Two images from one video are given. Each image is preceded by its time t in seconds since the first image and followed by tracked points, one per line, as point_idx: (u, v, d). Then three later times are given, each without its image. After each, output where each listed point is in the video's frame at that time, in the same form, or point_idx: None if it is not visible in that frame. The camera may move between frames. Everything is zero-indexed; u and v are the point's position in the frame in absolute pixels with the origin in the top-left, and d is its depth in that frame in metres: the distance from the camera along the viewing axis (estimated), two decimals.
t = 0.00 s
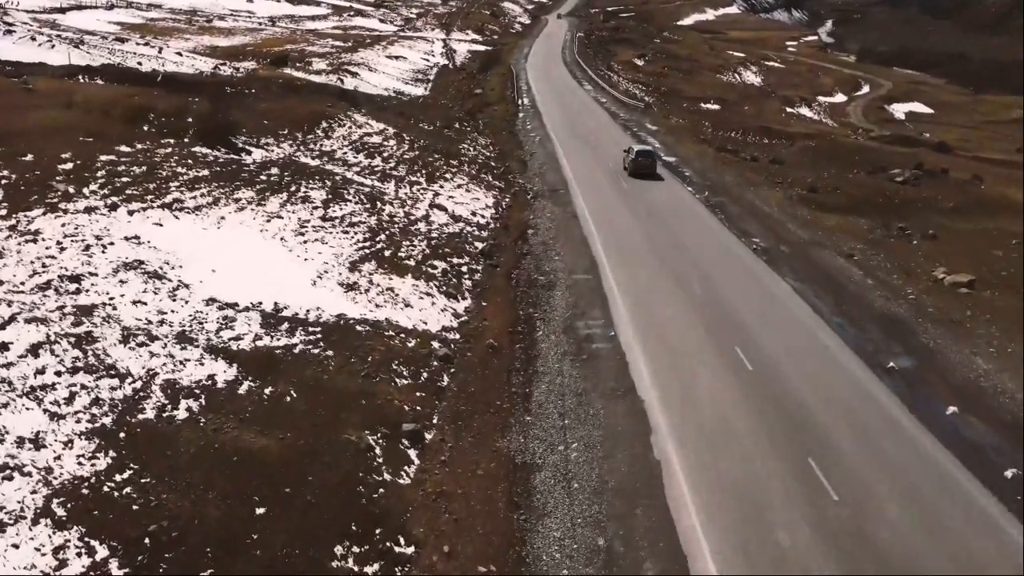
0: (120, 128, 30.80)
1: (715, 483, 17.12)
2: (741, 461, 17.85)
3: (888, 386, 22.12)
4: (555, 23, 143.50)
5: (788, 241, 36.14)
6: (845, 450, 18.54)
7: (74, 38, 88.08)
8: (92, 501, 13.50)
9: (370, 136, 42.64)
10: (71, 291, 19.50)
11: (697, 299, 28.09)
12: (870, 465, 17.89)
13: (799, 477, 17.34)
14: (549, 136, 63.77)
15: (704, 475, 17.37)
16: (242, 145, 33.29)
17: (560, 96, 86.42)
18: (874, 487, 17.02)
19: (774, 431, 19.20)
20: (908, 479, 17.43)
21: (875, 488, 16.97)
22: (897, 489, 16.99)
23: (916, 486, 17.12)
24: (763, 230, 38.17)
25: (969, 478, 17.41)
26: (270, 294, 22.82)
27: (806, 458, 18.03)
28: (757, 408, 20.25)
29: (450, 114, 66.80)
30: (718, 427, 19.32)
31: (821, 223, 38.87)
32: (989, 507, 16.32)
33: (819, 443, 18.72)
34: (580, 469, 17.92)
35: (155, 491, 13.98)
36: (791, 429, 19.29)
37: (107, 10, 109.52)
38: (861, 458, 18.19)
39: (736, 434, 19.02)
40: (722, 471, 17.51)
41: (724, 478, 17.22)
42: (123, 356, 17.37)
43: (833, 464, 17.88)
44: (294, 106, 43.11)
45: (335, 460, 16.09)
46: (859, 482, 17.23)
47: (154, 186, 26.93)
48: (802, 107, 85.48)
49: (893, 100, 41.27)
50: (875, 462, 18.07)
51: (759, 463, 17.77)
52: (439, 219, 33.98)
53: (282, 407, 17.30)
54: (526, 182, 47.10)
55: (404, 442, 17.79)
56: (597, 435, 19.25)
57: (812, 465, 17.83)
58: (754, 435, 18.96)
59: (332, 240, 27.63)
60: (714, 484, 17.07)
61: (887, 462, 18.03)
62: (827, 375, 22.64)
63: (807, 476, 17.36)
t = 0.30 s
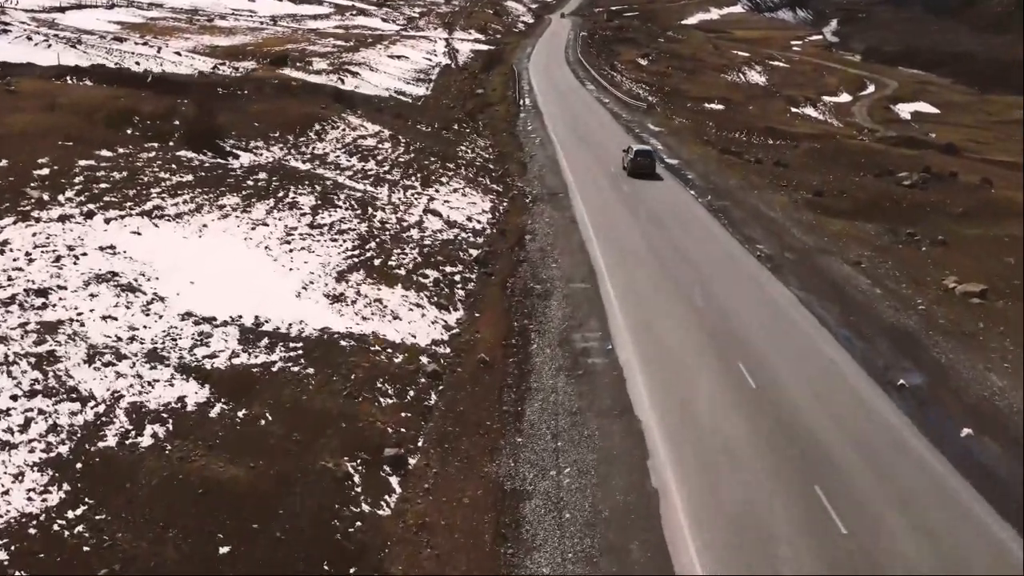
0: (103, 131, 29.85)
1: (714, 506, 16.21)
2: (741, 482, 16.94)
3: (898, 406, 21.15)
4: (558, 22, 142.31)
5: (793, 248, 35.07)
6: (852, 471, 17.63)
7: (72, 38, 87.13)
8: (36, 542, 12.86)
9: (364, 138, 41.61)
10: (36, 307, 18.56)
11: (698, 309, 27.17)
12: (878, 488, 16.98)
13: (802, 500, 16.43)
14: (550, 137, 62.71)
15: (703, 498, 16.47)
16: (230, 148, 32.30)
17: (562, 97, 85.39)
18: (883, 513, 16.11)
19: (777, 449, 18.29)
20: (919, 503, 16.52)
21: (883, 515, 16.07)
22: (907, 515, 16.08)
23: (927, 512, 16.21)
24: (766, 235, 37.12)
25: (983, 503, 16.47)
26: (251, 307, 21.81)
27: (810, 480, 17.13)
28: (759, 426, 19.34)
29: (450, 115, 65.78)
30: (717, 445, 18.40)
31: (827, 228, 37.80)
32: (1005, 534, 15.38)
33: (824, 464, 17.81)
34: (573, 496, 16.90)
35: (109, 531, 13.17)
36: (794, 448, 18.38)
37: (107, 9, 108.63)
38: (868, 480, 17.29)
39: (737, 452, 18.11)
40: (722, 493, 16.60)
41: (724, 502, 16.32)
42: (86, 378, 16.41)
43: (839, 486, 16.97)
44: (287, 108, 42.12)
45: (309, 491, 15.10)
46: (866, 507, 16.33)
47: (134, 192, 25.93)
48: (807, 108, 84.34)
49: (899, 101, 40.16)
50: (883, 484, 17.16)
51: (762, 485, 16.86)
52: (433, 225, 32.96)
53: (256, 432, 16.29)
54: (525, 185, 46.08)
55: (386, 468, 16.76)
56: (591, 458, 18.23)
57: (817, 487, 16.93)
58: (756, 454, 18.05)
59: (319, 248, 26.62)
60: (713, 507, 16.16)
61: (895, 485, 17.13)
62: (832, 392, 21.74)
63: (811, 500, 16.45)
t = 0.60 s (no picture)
0: (84, 136, 28.91)
1: (712, 530, 15.44)
2: (741, 504, 16.16)
3: (908, 427, 20.22)
4: (562, 22, 141.42)
5: (798, 256, 34.02)
6: (857, 494, 16.84)
7: (71, 38, 86.34)
8: None
9: (358, 141, 40.63)
10: None
11: (698, 317, 26.34)
12: (884, 514, 16.20)
13: (805, 525, 15.67)
14: (551, 139, 61.68)
15: (700, 521, 15.71)
16: (216, 153, 31.31)
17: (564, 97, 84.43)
18: (890, 543, 15.33)
19: (779, 468, 17.51)
20: (927, 533, 15.74)
21: (891, 544, 15.30)
22: (915, 545, 15.31)
23: (935, 543, 15.44)
24: (770, 243, 36.05)
25: (995, 534, 15.64)
26: (230, 322, 20.79)
27: (814, 503, 16.35)
28: (760, 443, 18.55)
29: (449, 117, 64.75)
30: (717, 464, 17.61)
31: (833, 235, 36.72)
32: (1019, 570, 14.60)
33: (828, 486, 17.02)
34: (563, 528, 15.89)
35: None
36: (797, 467, 17.59)
37: (107, 9, 107.82)
38: (874, 504, 16.51)
39: (737, 471, 17.31)
40: (721, 515, 15.83)
41: (723, 525, 15.55)
42: (44, 403, 15.50)
43: (843, 510, 16.20)
44: (279, 111, 41.13)
45: (277, 528, 14.12)
46: (872, 534, 15.55)
47: (112, 199, 24.99)
48: (812, 108, 83.37)
49: (906, 102, 39.05)
50: (890, 510, 16.39)
51: (762, 507, 16.09)
52: (426, 232, 31.97)
53: (224, 462, 15.31)
54: (523, 189, 45.10)
55: (364, 499, 15.76)
56: (584, 485, 17.23)
57: (820, 511, 16.16)
58: (757, 473, 17.26)
59: (305, 258, 25.60)
60: (712, 532, 15.39)
61: (902, 512, 16.34)
62: (836, 407, 20.92)
63: (814, 524, 15.68)
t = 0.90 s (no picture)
0: (62, 141, 27.96)
1: (703, 549, 14.98)
2: (732, 521, 15.68)
3: (920, 448, 19.16)
4: (564, 21, 140.44)
5: (803, 264, 32.97)
6: (853, 508, 16.32)
7: (68, 38, 85.42)
8: None
9: (351, 144, 39.61)
10: None
11: (696, 325, 25.78)
12: (881, 529, 15.69)
13: (797, 542, 15.19)
14: (551, 142, 60.64)
15: (690, 539, 15.24)
16: (201, 158, 30.30)
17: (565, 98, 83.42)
18: (885, 560, 14.82)
19: (774, 483, 17.00)
20: (925, 549, 15.23)
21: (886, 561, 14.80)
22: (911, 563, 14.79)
23: (932, 560, 14.91)
24: (774, 250, 34.98)
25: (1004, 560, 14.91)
26: (205, 339, 19.78)
27: (807, 518, 15.86)
28: (755, 456, 18.05)
29: (449, 119, 63.72)
30: (709, 479, 17.13)
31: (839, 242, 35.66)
32: None
33: (823, 500, 16.53)
34: (552, 565, 14.84)
35: None
36: (791, 481, 17.11)
37: (107, 9, 107.03)
38: (869, 519, 15.99)
39: (730, 487, 16.81)
40: (711, 533, 15.37)
41: (713, 544, 15.08)
42: None
43: (838, 525, 15.71)
44: (271, 114, 40.12)
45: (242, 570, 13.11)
46: (867, 552, 15.05)
47: (87, 207, 24.01)
48: (816, 109, 82.30)
49: (912, 102, 37.97)
50: (886, 525, 15.87)
51: (754, 524, 15.62)
52: (418, 240, 30.94)
53: (188, 495, 14.31)
54: (521, 193, 44.08)
55: (338, 534, 14.73)
56: (576, 516, 16.19)
57: (815, 526, 15.67)
58: (749, 489, 16.77)
59: (289, 268, 24.58)
60: (702, 550, 14.93)
61: (899, 526, 15.83)
62: (834, 416, 20.36)
63: (807, 541, 15.19)
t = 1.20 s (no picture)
0: (40, 148, 27.10)
1: (694, 554, 14.88)
2: (728, 533, 15.39)
3: (935, 472, 18.09)
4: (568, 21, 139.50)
5: (809, 273, 31.91)
6: (847, 513, 16.23)
7: (66, 39, 84.63)
8: None
9: (343, 148, 38.63)
10: None
11: (692, 326, 25.60)
12: (873, 534, 15.62)
13: (792, 551, 15.01)
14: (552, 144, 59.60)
15: (681, 544, 15.15)
16: (185, 163, 29.30)
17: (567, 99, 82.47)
18: (877, 567, 14.75)
19: (767, 487, 16.89)
20: (917, 555, 15.14)
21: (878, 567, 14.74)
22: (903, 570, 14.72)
23: (925, 567, 14.82)
24: (779, 258, 33.93)
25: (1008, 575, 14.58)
26: (178, 357, 18.79)
27: (803, 527, 15.68)
28: (748, 459, 17.93)
29: (448, 121, 62.67)
30: (701, 483, 17.02)
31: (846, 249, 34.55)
32: None
33: (816, 505, 16.42)
34: None
35: None
36: (784, 485, 17.00)
37: (106, 9, 106.23)
38: (861, 523, 15.91)
39: (721, 492, 16.70)
40: (703, 538, 15.27)
41: (705, 549, 14.99)
42: None
43: (830, 531, 15.62)
44: (261, 116, 39.14)
45: None
46: (859, 558, 14.96)
47: (60, 216, 23.12)
48: (821, 110, 81.27)
49: (916, 102, 36.94)
50: (879, 530, 15.80)
51: (745, 529, 15.51)
52: (410, 248, 29.90)
53: (144, 539, 13.40)
54: (519, 197, 43.08)
55: None
56: (567, 551, 15.17)
57: (807, 532, 15.57)
58: (741, 494, 16.66)
59: (273, 280, 23.55)
60: (693, 556, 14.83)
61: (891, 531, 15.76)
62: (829, 420, 20.19)
63: (798, 547, 15.12)
